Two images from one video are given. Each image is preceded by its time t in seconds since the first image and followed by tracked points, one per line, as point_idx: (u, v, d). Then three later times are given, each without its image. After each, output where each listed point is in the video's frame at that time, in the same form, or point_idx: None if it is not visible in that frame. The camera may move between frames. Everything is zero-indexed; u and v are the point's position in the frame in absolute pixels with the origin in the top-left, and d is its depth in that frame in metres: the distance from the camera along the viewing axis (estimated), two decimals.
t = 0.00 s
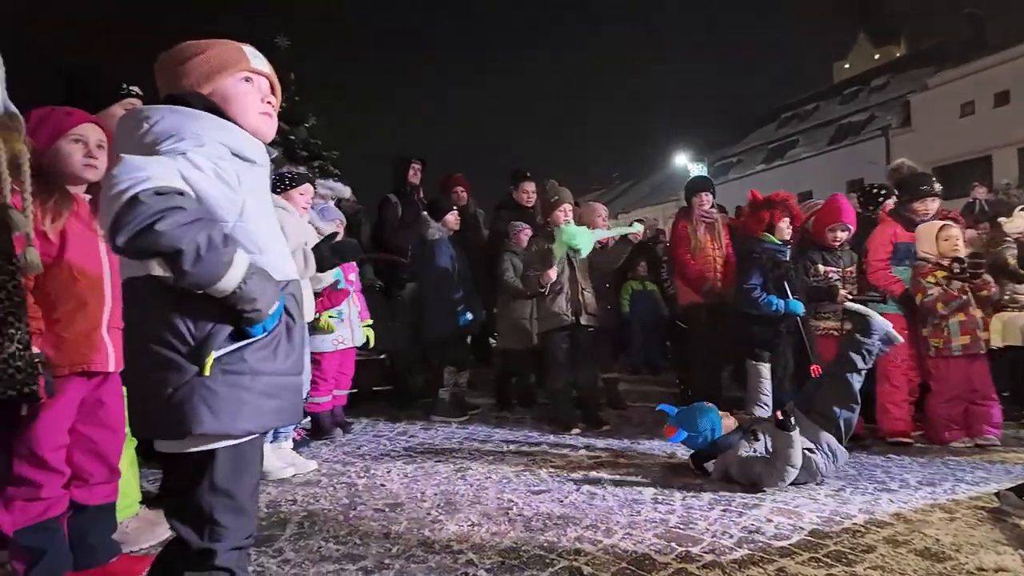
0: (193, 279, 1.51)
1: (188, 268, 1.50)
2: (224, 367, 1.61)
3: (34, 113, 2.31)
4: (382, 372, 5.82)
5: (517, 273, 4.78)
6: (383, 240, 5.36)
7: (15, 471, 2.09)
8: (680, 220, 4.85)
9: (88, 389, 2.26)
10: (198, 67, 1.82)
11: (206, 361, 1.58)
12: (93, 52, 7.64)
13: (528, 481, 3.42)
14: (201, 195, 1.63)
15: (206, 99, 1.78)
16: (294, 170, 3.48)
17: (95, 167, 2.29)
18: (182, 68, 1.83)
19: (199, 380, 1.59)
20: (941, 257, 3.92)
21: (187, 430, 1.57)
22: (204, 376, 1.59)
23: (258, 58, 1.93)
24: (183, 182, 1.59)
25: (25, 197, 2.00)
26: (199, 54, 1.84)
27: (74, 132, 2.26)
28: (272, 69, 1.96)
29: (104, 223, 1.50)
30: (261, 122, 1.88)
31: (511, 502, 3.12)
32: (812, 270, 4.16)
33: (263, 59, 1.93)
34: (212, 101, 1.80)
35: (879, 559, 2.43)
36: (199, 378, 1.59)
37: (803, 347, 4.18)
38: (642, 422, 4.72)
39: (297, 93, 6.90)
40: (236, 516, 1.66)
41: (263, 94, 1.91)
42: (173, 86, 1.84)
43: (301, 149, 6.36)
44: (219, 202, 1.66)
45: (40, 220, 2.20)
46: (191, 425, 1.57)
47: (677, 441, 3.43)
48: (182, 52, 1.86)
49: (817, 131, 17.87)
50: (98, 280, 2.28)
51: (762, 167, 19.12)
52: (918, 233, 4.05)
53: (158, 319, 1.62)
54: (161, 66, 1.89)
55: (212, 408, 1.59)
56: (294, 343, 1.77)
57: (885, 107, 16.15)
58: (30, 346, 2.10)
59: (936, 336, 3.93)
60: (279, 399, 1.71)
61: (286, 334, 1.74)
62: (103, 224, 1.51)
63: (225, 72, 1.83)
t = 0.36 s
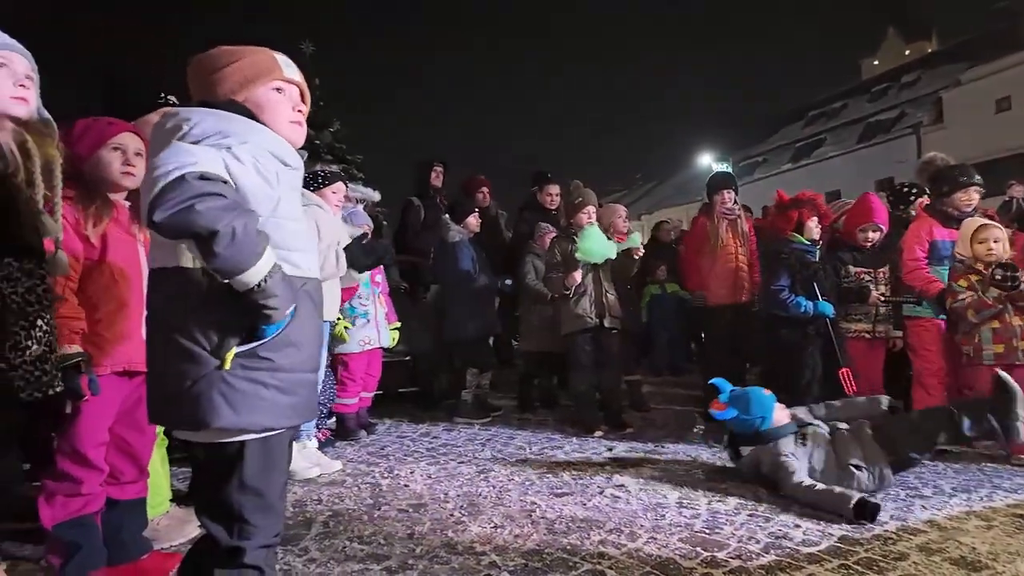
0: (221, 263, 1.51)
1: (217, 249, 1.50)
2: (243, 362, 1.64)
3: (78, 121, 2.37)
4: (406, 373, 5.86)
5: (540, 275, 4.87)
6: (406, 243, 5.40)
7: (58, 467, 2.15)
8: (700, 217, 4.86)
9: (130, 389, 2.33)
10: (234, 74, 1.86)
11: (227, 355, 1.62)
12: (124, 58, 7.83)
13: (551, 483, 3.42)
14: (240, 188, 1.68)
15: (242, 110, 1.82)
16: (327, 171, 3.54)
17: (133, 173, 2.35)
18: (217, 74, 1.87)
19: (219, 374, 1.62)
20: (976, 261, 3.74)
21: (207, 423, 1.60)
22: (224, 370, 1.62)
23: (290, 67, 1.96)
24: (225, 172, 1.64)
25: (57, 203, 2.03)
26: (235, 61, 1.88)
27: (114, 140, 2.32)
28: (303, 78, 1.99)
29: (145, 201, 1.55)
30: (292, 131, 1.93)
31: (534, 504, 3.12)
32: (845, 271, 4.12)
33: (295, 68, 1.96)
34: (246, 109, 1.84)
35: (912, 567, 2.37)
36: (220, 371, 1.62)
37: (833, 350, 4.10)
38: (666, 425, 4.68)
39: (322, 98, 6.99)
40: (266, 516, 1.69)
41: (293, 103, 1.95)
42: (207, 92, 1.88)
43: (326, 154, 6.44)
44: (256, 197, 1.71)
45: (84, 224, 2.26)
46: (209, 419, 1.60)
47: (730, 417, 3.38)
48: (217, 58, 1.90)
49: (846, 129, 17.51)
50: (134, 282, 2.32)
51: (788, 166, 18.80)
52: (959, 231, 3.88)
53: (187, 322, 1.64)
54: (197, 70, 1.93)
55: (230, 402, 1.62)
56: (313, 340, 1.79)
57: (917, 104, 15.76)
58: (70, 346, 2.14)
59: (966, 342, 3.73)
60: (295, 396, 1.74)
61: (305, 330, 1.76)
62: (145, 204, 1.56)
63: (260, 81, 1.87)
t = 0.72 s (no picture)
0: (261, 317, 1.61)
1: (255, 308, 1.60)
2: (290, 373, 1.68)
3: (106, 130, 2.43)
4: (425, 374, 5.89)
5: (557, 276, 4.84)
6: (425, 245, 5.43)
7: (88, 463, 2.20)
8: (716, 215, 4.80)
9: (160, 388, 2.38)
10: (262, 81, 1.89)
11: (275, 365, 1.67)
12: (145, 64, 8.01)
13: (570, 485, 3.41)
14: (274, 223, 1.70)
15: (267, 118, 1.88)
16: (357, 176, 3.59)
17: (156, 181, 2.39)
18: (244, 80, 1.90)
19: (267, 384, 1.67)
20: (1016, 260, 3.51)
21: (253, 431, 1.64)
22: (272, 380, 1.67)
23: (315, 72, 1.99)
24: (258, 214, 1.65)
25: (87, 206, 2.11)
26: (262, 66, 1.90)
27: (136, 147, 2.37)
28: (327, 84, 2.02)
29: (184, 256, 1.60)
30: (315, 139, 1.95)
31: (553, 506, 3.11)
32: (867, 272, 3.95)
33: (320, 74, 1.99)
34: (270, 118, 1.88)
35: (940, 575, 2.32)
36: (267, 382, 1.67)
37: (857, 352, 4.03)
38: (686, 428, 4.63)
39: (341, 102, 7.06)
40: (284, 516, 1.71)
41: (318, 109, 1.98)
42: (234, 100, 1.91)
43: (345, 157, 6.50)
44: (293, 225, 1.75)
45: (115, 228, 2.32)
46: (256, 427, 1.64)
47: (850, 400, 3.01)
48: (242, 63, 1.93)
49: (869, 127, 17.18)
50: (165, 284, 2.38)
51: (809, 166, 18.54)
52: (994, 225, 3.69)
53: (224, 325, 1.70)
54: (224, 75, 1.96)
55: (277, 410, 1.66)
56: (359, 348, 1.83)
57: (942, 101, 15.43)
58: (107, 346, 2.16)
59: (999, 345, 3.54)
60: (339, 403, 1.78)
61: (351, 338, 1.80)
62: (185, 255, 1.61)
63: (286, 88, 1.90)
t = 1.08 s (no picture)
0: (324, 358, 1.64)
1: (321, 348, 1.63)
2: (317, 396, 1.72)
3: (135, 139, 2.50)
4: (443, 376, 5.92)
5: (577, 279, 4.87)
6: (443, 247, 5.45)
7: (116, 461, 2.24)
8: (738, 215, 4.72)
9: (184, 389, 2.42)
10: (286, 87, 1.91)
11: (304, 388, 1.71)
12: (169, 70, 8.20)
13: (589, 488, 3.40)
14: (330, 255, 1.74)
15: (293, 126, 1.90)
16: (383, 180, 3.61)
17: (182, 185, 2.44)
18: (266, 86, 1.92)
19: (294, 406, 1.71)
20: None
21: (277, 452, 1.68)
22: (300, 402, 1.71)
23: (336, 73, 2.02)
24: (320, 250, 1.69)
25: (117, 209, 2.13)
26: (285, 71, 1.92)
27: (163, 154, 2.41)
28: (348, 85, 2.05)
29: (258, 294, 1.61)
30: (339, 141, 1.99)
31: (572, 508, 3.10)
32: (889, 271, 3.88)
33: (341, 75, 2.02)
34: (296, 125, 1.91)
35: None
36: (294, 404, 1.71)
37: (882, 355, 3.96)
38: (706, 432, 4.59)
39: (359, 105, 7.11)
40: (304, 517, 1.74)
41: (340, 111, 2.02)
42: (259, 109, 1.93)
43: (364, 159, 6.55)
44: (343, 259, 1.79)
45: (139, 232, 2.37)
46: (281, 447, 1.68)
47: (1008, 405, 2.54)
48: (264, 70, 1.95)
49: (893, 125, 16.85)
50: (189, 286, 2.43)
51: (831, 164, 18.25)
52: None
53: (257, 327, 1.75)
54: (247, 82, 1.98)
55: (303, 432, 1.70)
56: (382, 376, 1.87)
57: (969, 98, 15.04)
58: (128, 347, 2.21)
59: None
60: (363, 428, 1.80)
61: (377, 365, 1.85)
62: (258, 291, 1.61)
63: (309, 93, 1.93)
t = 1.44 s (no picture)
0: (371, 368, 1.71)
1: (369, 358, 1.70)
2: (357, 400, 1.76)
3: (161, 143, 2.52)
4: (462, 376, 5.94)
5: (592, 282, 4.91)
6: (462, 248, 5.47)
7: (143, 461, 2.28)
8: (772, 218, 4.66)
9: (207, 389, 2.46)
10: (315, 94, 1.94)
11: (345, 392, 1.75)
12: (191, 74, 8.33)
13: (608, 490, 3.38)
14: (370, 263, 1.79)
15: (322, 133, 1.92)
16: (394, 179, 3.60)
17: (212, 192, 2.49)
18: (290, 93, 1.94)
19: (335, 409, 1.74)
20: None
21: (319, 455, 1.71)
22: (340, 405, 1.75)
23: (364, 81, 2.09)
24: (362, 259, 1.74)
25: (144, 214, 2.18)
26: (313, 79, 1.95)
27: (194, 161, 2.45)
28: (372, 93, 2.11)
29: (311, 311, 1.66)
30: (363, 147, 2.04)
31: (592, 511, 3.09)
32: (914, 272, 3.80)
33: (369, 82, 2.09)
34: (326, 131, 1.94)
35: None
36: (335, 407, 1.75)
37: (908, 357, 3.88)
38: (727, 434, 4.54)
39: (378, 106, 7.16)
40: (335, 516, 1.76)
41: (365, 118, 2.08)
42: (285, 117, 1.95)
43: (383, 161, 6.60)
44: (380, 268, 1.85)
45: (163, 237, 2.40)
46: (323, 450, 1.71)
47: None
48: (290, 78, 1.96)
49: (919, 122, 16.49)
50: (213, 288, 2.48)
51: (854, 163, 17.94)
52: None
53: (285, 329, 1.79)
54: (272, 88, 1.99)
55: (343, 436, 1.73)
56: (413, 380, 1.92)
57: (998, 94, 14.60)
58: (157, 347, 2.25)
59: None
60: (398, 431, 1.84)
61: (409, 371, 1.91)
62: (309, 304, 1.66)
63: (341, 100, 1.98)
